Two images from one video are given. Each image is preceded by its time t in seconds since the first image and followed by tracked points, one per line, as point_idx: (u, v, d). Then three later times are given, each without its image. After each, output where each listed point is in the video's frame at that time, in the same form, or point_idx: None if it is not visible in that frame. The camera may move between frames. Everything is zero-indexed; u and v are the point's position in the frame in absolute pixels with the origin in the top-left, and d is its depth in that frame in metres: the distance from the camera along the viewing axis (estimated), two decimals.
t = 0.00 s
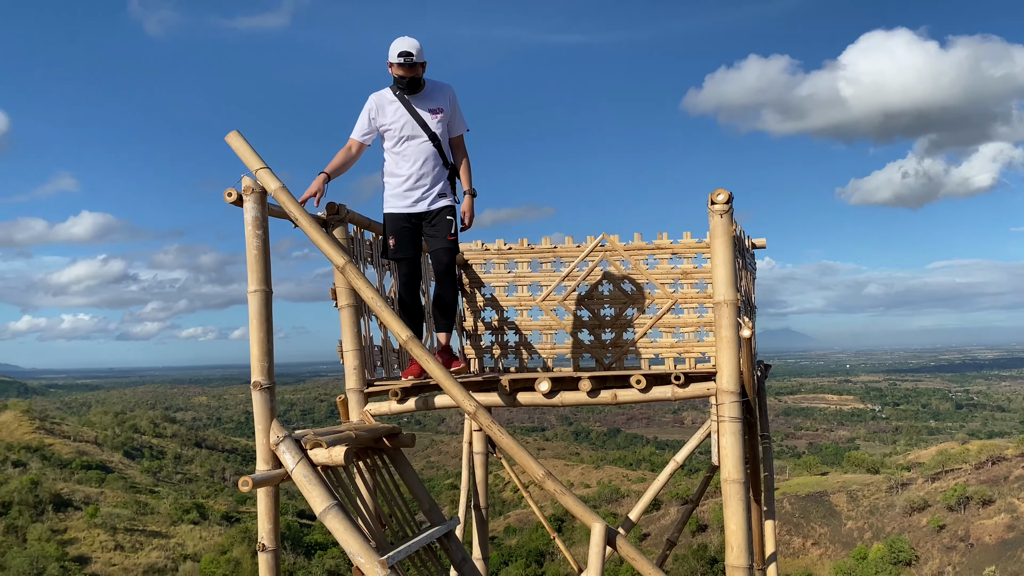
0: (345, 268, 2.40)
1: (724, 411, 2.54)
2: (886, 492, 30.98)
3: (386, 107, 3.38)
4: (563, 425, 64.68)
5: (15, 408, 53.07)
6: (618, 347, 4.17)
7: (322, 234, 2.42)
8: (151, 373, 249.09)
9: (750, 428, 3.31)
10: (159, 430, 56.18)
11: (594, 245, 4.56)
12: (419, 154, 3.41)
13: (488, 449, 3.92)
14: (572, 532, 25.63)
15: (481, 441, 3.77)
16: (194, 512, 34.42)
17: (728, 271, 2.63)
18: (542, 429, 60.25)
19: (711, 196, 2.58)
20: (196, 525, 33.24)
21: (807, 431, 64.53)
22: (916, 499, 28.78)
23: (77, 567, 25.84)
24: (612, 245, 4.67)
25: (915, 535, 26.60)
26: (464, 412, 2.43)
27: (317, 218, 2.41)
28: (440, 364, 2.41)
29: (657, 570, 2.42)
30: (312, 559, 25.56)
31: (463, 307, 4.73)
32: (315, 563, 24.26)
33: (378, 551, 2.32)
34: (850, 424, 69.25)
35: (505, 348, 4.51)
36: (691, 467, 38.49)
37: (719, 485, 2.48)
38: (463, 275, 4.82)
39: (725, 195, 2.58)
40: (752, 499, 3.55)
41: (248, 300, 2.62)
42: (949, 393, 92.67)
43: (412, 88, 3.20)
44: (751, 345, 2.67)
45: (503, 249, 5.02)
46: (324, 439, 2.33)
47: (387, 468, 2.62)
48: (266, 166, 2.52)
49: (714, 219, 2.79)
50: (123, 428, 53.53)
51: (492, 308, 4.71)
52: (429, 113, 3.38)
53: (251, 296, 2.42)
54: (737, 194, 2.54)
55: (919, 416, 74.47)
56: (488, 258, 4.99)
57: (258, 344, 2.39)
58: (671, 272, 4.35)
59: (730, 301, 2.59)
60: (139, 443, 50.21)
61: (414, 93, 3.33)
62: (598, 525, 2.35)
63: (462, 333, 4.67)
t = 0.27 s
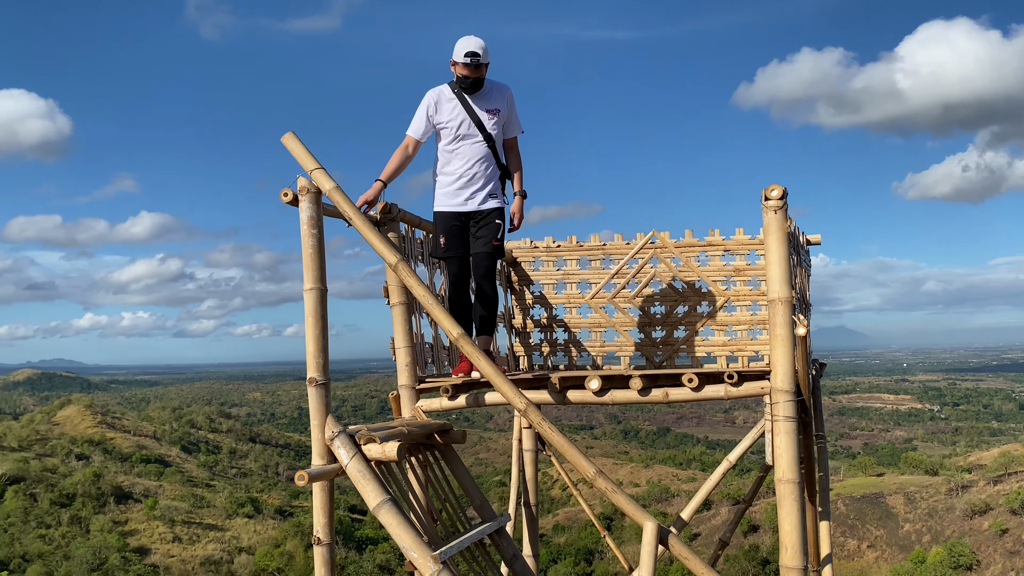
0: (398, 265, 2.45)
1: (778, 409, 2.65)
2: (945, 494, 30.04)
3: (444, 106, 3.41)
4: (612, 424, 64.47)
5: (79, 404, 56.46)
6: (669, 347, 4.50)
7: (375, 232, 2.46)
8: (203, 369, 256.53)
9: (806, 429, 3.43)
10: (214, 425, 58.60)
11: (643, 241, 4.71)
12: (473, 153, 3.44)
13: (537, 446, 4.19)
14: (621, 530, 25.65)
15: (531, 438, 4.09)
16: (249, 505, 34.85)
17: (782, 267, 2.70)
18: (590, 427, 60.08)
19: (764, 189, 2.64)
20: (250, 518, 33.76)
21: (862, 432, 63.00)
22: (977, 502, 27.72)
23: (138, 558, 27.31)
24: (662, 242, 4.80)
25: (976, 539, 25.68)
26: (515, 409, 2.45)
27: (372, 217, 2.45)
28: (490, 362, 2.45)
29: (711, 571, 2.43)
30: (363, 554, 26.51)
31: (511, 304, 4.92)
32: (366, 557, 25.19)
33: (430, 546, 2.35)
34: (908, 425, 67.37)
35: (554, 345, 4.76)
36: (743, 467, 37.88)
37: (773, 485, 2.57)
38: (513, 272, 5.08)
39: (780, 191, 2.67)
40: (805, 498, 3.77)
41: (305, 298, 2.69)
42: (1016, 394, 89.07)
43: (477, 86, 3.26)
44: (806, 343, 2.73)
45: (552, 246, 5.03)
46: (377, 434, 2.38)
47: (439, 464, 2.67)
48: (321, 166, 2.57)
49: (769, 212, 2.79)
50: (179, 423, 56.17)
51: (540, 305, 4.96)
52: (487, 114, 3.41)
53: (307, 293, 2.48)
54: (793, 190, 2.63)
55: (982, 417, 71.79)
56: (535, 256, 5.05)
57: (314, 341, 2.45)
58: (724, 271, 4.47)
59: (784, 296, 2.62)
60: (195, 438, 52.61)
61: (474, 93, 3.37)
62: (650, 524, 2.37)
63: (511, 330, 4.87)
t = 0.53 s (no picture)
0: (447, 263, 2.50)
1: (831, 408, 2.71)
2: (1004, 497, 29.08)
3: (497, 105, 3.43)
4: (659, 422, 64.50)
5: (138, 399, 59.64)
6: (718, 344, 4.40)
7: (423, 228, 2.49)
8: (250, 366, 262.80)
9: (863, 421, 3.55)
10: (266, 420, 61.01)
11: (693, 238, 4.82)
12: (526, 155, 3.48)
13: (584, 445, 4.28)
14: (668, 529, 25.74)
15: (578, 436, 4.13)
16: (299, 500, 36.37)
17: (835, 267, 2.76)
18: (637, 425, 60.15)
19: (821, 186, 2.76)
20: (299, 512, 35.37)
21: (917, 432, 61.52)
22: None
23: (192, 551, 29.13)
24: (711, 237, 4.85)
25: None
26: (562, 406, 2.46)
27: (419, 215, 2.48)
28: (538, 359, 2.45)
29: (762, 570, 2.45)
30: (410, 549, 27.63)
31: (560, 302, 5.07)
32: (413, 552, 26.29)
33: (479, 541, 2.37)
34: (965, 425, 65.59)
35: (601, 343, 4.81)
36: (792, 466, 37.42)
37: (827, 485, 2.62)
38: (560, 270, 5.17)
39: (832, 187, 2.73)
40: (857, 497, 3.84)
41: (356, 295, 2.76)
42: None
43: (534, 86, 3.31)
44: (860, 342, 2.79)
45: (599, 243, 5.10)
46: (427, 429, 2.42)
47: (487, 461, 2.69)
48: (372, 163, 2.64)
49: (823, 209, 2.89)
50: (233, 418, 58.82)
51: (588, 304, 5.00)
52: (542, 115, 3.44)
53: (360, 292, 2.57)
54: (844, 186, 2.71)
55: None
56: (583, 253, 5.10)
57: (365, 338, 2.51)
58: (776, 267, 4.51)
59: (838, 293, 2.69)
60: (247, 433, 54.99)
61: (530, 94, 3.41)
62: (701, 523, 2.37)
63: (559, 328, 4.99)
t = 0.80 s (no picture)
0: (495, 258, 2.57)
1: (887, 405, 2.77)
2: None
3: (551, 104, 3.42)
4: (708, 419, 63.98)
5: (192, 393, 61.69)
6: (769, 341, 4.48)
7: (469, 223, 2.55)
8: (294, 362, 267.90)
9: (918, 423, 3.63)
10: (316, 414, 62.81)
11: (743, 233, 4.93)
12: (579, 157, 3.47)
13: (632, 441, 4.51)
14: (717, 527, 25.43)
15: (626, 433, 4.43)
16: (348, 493, 37.55)
17: (891, 262, 2.81)
18: (685, 423, 59.71)
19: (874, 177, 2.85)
20: (348, 504, 36.30)
21: (976, 431, 59.50)
22: None
23: (244, 541, 29.83)
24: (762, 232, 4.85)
25: None
26: (612, 401, 2.46)
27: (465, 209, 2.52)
28: (588, 354, 2.46)
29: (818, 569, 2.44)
30: (458, 542, 28.26)
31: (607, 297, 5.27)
32: (460, 546, 26.96)
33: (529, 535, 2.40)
34: None
35: (649, 339, 4.85)
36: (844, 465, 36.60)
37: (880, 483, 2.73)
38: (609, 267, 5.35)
39: (887, 177, 2.80)
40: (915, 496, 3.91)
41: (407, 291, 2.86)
42: None
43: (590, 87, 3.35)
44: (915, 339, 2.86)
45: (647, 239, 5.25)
46: (476, 424, 2.48)
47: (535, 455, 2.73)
48: (420, 162, 2.73)
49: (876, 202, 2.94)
50: (285, 412, 60.79)
51: (635, 298, 5.18)
52: (596, 117, 3.48)
53: (410, 287, 2.66)
54: (900, 175, 2.76)
55: None
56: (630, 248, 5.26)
57: (415, 331, 2.59)
58: (828, 261, 4.63)
59: (893, 288, 2.75)
60: (298, 427, 56.72)
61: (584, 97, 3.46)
62: (752, 519, 2.36)
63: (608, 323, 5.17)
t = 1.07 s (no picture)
0: (540, 250, 2.64)
1: (942, 398, 2.99)
2: None
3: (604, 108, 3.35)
4: (754, 413, 63.21)
5: (242, 383, 63.41)
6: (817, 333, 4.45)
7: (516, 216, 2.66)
8: (335, 354, 272.16)
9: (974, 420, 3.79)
10: (362, 405, 64.10)
11: (793, 223, 4.96)
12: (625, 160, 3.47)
13: (678, 433, 4.71)
14: (765, 522, 25.13)
15: (673, 426, 4.64)
16: (395, 484, 37.90)
17: (946, 253, 3.04)
18: (731, 417, 59.11)
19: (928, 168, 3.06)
20: (395, 495, 36.70)
21: None
22: None
23: (294, 530, 30.46)
24: (812, 223, 4.93)
25: None
26: (659, 393, 2.47)
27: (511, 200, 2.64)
28: (633, 346, 2.48)
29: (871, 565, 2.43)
30: (504, 534, 28.66)
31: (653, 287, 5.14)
32: (506, 538, 27.42)
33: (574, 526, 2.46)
34: None
35: (696, 332, 4.87)
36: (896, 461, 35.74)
37: (937, 476, 2.99)
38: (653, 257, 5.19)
39: (942, 166, 3.03)
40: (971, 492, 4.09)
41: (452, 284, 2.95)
42: None
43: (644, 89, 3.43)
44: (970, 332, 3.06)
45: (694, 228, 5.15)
46: (521, 416, 2.53)
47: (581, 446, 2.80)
48: (465, 156, 2.82)
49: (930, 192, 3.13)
50: (332, 403, 62.19)
51: (682, 290, 5.03)
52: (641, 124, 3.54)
53: (454, 279, 2.75)
54: (956, 164, 2.99)
55: None
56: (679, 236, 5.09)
57: (461, 322, 2.67)
58: (880, 253, 4.61)
59: (949, 279, 2.97)
60: (345, 417, 58.04)
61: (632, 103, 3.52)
62: (801, 513, 2.34)
63: (653, 316, 5.08)
